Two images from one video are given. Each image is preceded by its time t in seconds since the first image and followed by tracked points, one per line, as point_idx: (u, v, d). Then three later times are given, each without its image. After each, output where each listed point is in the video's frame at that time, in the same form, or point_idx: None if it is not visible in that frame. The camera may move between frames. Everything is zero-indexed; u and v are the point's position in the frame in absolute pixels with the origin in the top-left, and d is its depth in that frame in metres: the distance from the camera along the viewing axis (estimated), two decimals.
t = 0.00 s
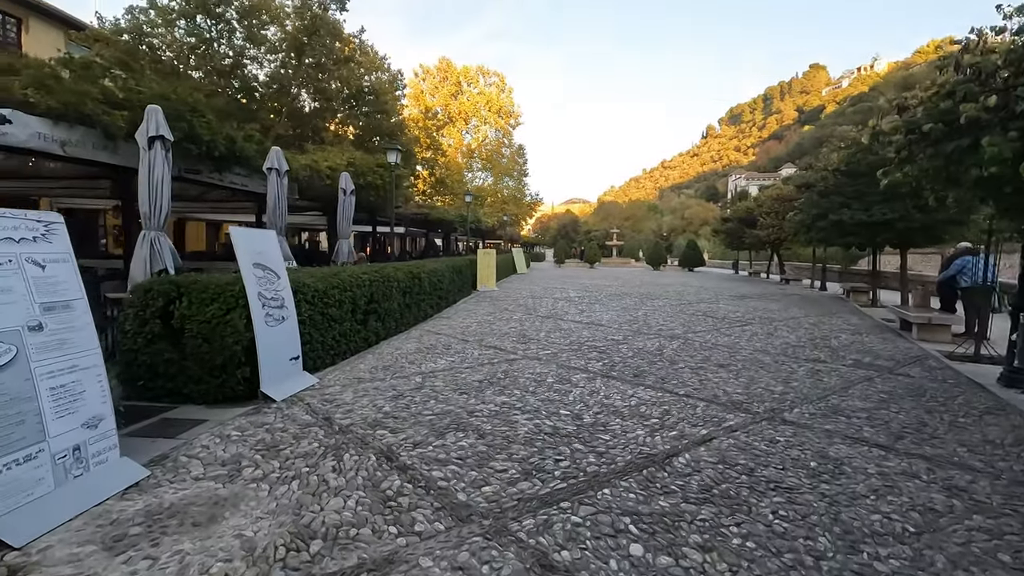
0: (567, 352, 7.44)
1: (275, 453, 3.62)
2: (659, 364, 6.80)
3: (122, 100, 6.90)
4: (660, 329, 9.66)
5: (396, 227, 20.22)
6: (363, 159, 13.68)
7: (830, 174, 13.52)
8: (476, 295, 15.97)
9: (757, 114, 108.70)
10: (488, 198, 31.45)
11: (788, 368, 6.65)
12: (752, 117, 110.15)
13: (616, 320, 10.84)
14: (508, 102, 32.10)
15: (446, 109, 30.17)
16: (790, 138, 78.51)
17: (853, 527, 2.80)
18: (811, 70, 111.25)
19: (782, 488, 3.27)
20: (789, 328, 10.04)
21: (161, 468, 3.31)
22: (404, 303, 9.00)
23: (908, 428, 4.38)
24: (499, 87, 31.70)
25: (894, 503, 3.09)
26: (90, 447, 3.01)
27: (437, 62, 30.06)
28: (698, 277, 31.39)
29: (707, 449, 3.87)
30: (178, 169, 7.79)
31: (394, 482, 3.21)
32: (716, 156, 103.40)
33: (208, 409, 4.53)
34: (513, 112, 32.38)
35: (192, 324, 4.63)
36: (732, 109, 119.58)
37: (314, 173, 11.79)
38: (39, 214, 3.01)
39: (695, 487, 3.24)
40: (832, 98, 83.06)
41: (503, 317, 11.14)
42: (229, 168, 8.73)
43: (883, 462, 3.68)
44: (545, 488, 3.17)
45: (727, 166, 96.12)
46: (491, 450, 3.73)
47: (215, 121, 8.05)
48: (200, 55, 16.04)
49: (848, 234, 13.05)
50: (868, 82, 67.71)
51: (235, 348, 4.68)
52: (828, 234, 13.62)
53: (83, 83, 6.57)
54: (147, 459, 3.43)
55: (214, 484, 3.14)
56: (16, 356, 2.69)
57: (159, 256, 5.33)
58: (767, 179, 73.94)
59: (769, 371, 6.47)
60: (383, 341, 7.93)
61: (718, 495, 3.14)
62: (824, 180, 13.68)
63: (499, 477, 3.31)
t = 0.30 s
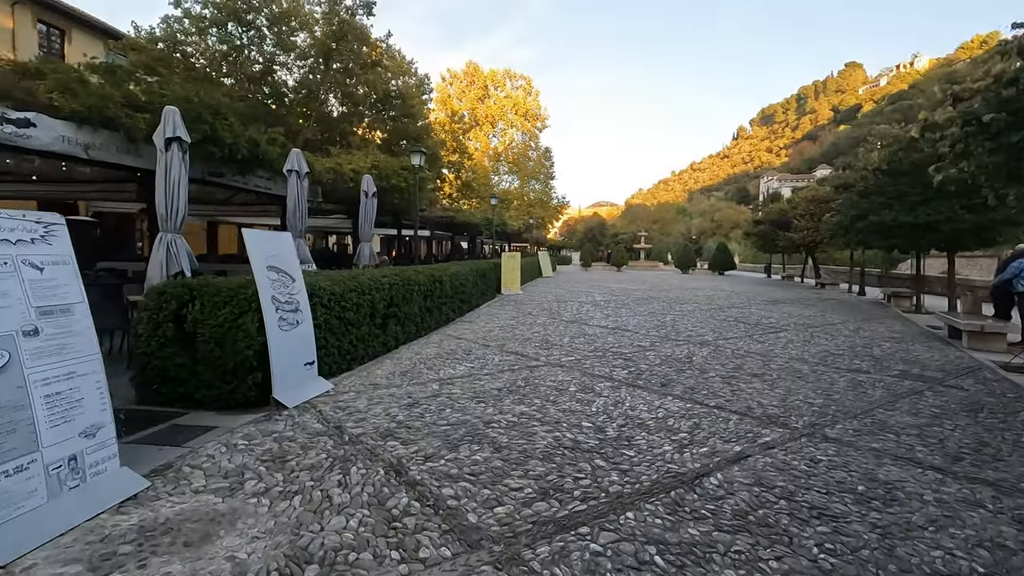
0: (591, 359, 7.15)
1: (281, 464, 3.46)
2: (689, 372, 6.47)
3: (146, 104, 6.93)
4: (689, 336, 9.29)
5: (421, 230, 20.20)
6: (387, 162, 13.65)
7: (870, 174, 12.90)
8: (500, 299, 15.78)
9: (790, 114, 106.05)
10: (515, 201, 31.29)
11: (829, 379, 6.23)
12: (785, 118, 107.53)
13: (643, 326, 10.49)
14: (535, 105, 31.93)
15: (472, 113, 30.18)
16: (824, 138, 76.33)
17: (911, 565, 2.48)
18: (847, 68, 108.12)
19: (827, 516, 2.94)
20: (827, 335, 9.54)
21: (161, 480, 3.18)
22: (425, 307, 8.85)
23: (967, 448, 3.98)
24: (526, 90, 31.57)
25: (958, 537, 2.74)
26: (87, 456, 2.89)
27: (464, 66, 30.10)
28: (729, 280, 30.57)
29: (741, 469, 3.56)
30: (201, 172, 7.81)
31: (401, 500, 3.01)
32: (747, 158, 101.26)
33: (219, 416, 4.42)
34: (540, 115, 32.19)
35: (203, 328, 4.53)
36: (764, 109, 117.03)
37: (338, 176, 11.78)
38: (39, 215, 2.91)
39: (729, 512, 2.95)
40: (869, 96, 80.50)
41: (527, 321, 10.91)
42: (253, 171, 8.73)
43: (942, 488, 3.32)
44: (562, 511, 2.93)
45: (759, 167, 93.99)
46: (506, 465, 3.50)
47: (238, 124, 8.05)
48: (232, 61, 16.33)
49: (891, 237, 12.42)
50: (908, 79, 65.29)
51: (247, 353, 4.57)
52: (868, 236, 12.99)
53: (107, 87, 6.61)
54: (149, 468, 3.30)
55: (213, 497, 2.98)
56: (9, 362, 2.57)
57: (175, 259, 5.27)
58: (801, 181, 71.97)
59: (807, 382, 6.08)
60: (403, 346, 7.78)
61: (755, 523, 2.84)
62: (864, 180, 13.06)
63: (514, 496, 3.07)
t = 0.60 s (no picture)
0: (608, 364, 6.87)
1: (273, 476, 3.28)
2: (711, 379, 6.15)
3: (157, 103, 6.87)
4: (712, 340, 8.92)
5: (440, 231, 20.08)
6: (404, 162, 13.54)
7: (905, 172, 12.33)
8: (517, 300, 15.55)
9: (818, 113, 103.66)
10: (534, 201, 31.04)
11: (862, 388, 5.85)
12: (813, 116, 105.18)
13: (663, 329, 10.15)
14: (556, 105, 31.65)
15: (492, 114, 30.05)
16: (854, 137, 74.34)
17: None
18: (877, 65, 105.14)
19: (865, 547, 2.64)
20: (858, 341, 9.09)
21: (146, 492, 3.02)
22: (438, 308, 8.67)
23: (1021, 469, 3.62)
24: (546, 90, 31.32)
25: None
26: (66, 466, 2.74)
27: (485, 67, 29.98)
28: (754, 283, 29.83)
29: (767, 490, 3.26)
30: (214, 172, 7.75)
31: (394, 519, 2.79)
32: (773, 158, 99.29)
33: (217, 421, 4.27)
34: (561, 115, 31.91)
35: (203, 330, 4.39)
36: (791, 108, 114.72)
37: (354, 176, 11.70)
38: (18, 212, 2.77)
39: (754, 541, 2.66)
40: (900, 94, 78.31)
41: (543, 324, 10.65)
42: (266, 170, 8.66)
43: (995, 516, 2.98)
44: (569, 536, 2.67)
45: (785, 167, 92.04)
46: (510, 481, 3.27)
47: (250, 123, 7.97)
48: (254, 64, 16.46)
49: (926, 237, 11.86)
50: (943, 76, 63.15)
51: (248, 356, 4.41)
52: (902, 237, 12.41)
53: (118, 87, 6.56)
54: (136, 479, 3.16)
55: (197, 512, 2.81)
56: None
57: (179, 259, 5.16)
58: (829, 181, 70.20)
59: (838, 391, 5.71)
60: (414, 349, 7.60)
61: (783, 555, 2.55)
62: (898, 179, 12.49)
63: (516, 517, 2.83)
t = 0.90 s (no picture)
0: (620, 369, 6.63)
1: (261, 490, 3.12)
2: (728, 387, 5.89)
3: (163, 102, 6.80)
4: (729, 344, 8.63)
5: (452, 232, 19.95)
6: (415, 162, 13.42)
7: (932, 170, 11.87)
8: (529, 302, 15.34)
9: (840, 110, 101.69)
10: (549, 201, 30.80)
11: (888, 398, 5.54)
12: (834, 114, 103.18)
13: (679, 333, 9.86)
14: (572, 104, 31.38)
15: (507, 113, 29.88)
16: (877, 135, 72.73)
17: None
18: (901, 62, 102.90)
19: None
20: (882, 346, 8.73)
21: (127, 506, 2.88)
22: (446, 311, 8.50)
23: None
24: (562, 90, 31.06)
25: None
26: (40, 481, 2.60)
27: (500, 67, 29.81)
28: (772, 284, 29.22)
29: (786, 513, 3.02)
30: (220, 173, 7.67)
31: (383, 542, 2.61)
32: (792, 157, 97.67)
33: (211, 429, 4.14)
34: (576, 115, 31.61)
35: (198, 335, 4.26)
36: (811, 106, 112.82)
37: (364, 176, 11.59)
38: None
39: (771, 572, 2.43)
40: (925, 91, 76.48)
41: (554, 327, 10.43)
42: (274, 170, 8.58)
43: None
44: (569, 563, 2.47)
45: (805, 166, 90.46)
46: (510, 499, 3.07)
47: (258, 123, 7.88)
48: (270, 64, 16.22)
49: (955, 238, 11.40)
50: (970, 72, 61.46)
51: (244, 361, 4.27)
52: (929, 238, 11.95)
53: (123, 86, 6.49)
54: (119, 491, 3.02)
55: (176, 531, 2.65)
56: None
57: (179, 261, 5.05)
58: (850, 180, 68.77)
59: (863, 401, 5.41)
60: (420, 352, 7.45)
61: None
62: (925, 177, 12.03)
63: (513, 541, 2.63)
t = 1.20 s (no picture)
0: (636, 373, 6.40)
1: (255, 501, 2.98)
2: (749, 393, 5.62)
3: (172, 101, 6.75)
4: (749, 348, 8.33)
5: (467, 232, 19.84)
6: (429, 162, 13.32)
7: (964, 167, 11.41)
8: (544, 303, 15.14)
9: (863, 108, 99.58)
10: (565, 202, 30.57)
11: (921, 406, 5.22)
12: (858, 112, 101.08)
13: (697, 335, 9.58)
14: (589, 104, 31.11)
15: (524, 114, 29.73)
16: (902, 133, 70.98)
17: None
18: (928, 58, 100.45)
19: None
20: (912, 350, 8.35)
21: (115, 517, 2.75)
22: (458, 312, 8.35)
23: None
24: (579, 90, 30.81)
25: None
26: (23, 490, 2.47)
27: (516, 67, 29.69)
28: (795, 285, 28.59)
29: (816, 533, 2.77)
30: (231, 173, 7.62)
31: (377, 560, 2.44)
32: (814, 156, 95.89)
33: (211, 434, 4.03)
34: (593, 115, 31.34)
35: (199, 336, 4.16)
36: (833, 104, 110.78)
37: (377, 176, 11.51)
38: None
39: None
40: (953, 88, 74.60)
41: (569, 328, 10.21)
42: (285, 170, 8.51)
43: None
44: None
45: (828, 165, 88.74)
46: (515, 513, 2.88)
47: (269, 122, 7.81)
48: (287, 66, 16.25)
49: (989, 237, 10.92)
50: (1001, 68, 59.63)
51: (245, 363, 4.16)
52: (961, 237, 11.48)
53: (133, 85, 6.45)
54: (109, 500, 2.90)
55: (162, 545, 2.51)
56: None
57: (184, 261, 4.97)
58: (875, 179, 67.26)
59: (894, 409, 5.11)
60: (431, 354, 7.30)
61: None
62: (956, 174, 11.57)
63: (518, 562, 2.44)
